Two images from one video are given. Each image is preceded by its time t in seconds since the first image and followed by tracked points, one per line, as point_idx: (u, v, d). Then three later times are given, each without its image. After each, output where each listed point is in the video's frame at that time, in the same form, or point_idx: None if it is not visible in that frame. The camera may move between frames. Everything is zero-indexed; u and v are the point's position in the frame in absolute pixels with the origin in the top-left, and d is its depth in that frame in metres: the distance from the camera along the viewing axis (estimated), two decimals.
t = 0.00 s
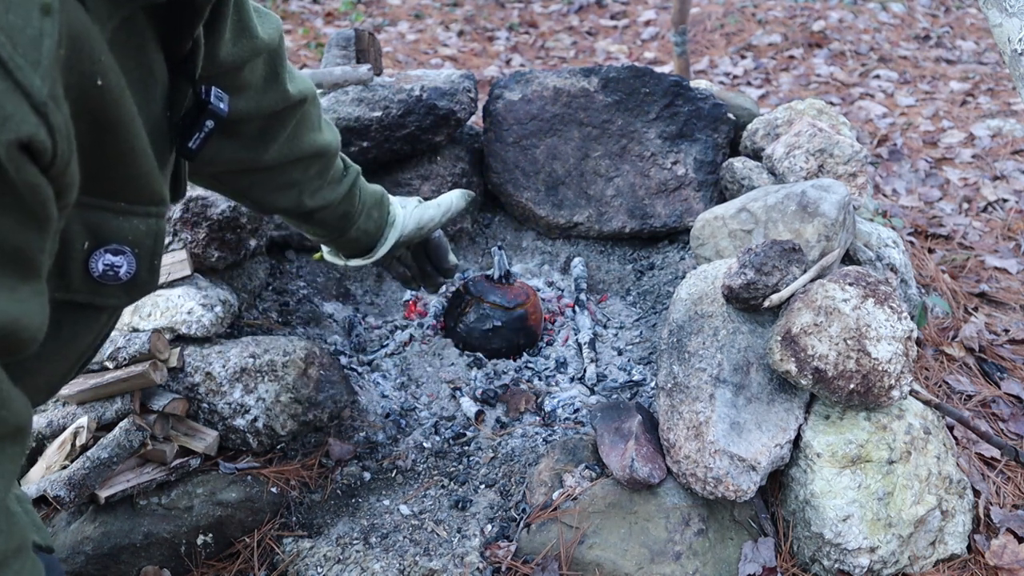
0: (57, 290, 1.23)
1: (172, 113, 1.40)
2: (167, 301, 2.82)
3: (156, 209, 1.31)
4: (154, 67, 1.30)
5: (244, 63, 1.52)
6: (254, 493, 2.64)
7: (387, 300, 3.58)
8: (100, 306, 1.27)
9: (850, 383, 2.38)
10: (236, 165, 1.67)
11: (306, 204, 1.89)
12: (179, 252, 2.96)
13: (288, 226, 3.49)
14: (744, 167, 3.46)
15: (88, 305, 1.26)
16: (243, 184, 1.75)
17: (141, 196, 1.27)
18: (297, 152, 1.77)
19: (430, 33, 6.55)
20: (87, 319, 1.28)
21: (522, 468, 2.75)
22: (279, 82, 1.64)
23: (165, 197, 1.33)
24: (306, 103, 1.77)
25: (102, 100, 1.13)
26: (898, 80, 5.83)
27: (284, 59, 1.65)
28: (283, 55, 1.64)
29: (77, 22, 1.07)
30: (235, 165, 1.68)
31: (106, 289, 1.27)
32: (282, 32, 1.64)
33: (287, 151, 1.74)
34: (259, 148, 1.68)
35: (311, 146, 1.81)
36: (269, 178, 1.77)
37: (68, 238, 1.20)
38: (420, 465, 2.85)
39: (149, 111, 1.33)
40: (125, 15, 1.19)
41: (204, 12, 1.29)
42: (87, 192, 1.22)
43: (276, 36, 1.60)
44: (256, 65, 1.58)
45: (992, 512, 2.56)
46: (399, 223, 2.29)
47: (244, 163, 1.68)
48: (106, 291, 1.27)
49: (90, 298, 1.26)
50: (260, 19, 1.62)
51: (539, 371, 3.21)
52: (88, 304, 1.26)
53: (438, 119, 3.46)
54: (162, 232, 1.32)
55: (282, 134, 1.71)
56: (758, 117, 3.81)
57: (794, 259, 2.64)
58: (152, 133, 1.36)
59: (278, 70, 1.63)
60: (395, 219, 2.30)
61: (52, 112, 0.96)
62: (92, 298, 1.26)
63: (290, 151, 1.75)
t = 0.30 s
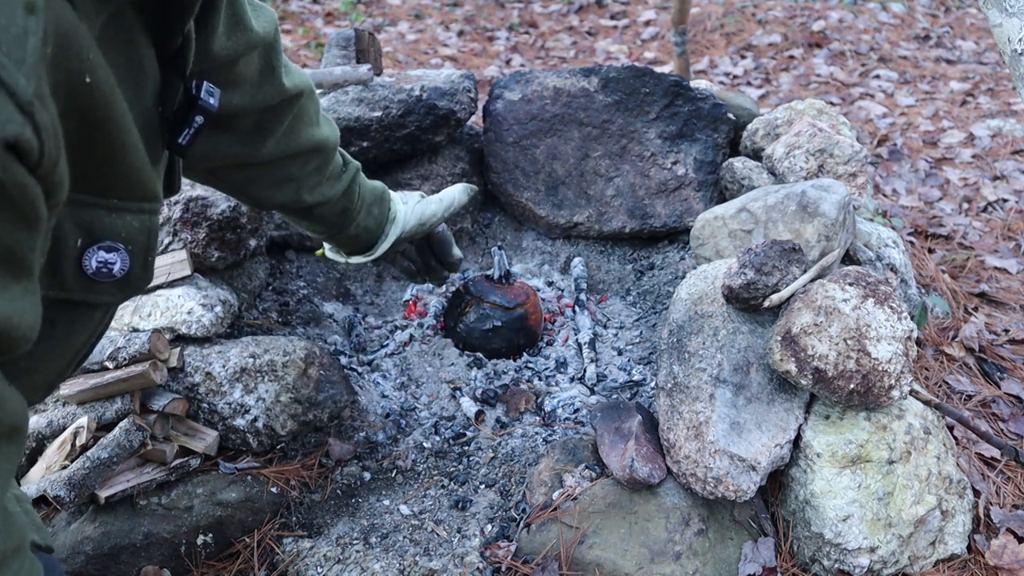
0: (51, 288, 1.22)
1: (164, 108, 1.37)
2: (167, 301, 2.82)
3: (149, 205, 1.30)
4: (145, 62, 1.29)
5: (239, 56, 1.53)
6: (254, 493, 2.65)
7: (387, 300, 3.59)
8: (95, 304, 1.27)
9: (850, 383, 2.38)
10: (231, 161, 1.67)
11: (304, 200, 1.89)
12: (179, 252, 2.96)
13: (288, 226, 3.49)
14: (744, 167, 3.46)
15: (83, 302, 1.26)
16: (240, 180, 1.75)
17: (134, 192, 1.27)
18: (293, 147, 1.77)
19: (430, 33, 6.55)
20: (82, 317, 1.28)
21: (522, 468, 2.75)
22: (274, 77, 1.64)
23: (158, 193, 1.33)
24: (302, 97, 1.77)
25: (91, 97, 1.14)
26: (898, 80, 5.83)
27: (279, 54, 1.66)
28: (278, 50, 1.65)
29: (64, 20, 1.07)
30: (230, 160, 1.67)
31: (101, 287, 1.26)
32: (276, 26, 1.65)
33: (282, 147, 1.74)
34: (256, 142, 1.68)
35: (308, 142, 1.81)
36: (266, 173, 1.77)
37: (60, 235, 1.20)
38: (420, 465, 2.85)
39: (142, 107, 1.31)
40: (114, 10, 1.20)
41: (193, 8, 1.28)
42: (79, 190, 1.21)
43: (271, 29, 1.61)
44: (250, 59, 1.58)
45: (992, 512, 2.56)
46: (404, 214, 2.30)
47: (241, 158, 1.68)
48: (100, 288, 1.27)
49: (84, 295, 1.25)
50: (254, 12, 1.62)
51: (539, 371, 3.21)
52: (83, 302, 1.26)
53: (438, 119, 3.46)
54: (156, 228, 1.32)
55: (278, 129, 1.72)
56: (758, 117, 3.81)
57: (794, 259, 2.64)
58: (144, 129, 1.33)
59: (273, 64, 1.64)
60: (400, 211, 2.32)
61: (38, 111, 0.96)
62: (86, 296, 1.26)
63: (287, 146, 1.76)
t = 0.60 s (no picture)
0: (39, 282, 1.22)
1: (148, 93, 1.37)
2: (167, 301, 2.82)
3: (135, 193, 1.31)
4: (128, 48, 1.29)
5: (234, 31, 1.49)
6: (254, 493, 2.64)
7: (387, 300, 3.59)
8: (85, 296, 1.27)
9: (850, 383, 2.38)
10: (234, 134, 1.68)
11: (309, 169, 1.92)
12: (179, 252, 2.96)
13: (288, 226, 3.49)
14: (744, 167, 3.46)
15: (72, 295, 1.26)
16: (244, 153, 1.77)
17: (119, 181, 1.27)
18: (295, 118, 1.79)
19: (430, 33, 6.55)
20: (72, 310, 1.28)
21: (522, 468, 2.75)
22: (272, 50, 1.61)
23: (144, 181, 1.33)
24: (305, 68, 1.76)
25: (69, 89, 1.14)
26: (898, 80, 5.83)
27: (277, 24, 1.62)
28: (274, 23, 1.61)
29: (37, 13, 1.07)
30: (231, 134, 1.69)
31: (89, 278, 1.26)
32: None
33: (284, 119, 1.75)
34: (258, 115, 1.69)
35: (311, 112, 1.82)
36: (269, 146, 1.79)
37: (47, 229, 1.20)
38: (420, 465, 2.85)
39: (125, 95, 1.31)
40: None
41: None
42: (63, 181, 1.21)
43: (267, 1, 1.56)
44: (246, 32, 1.55)
45: (992, 512, 2.56)
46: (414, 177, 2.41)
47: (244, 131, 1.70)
48: (89, 280, 1.27)
49: (73, 288, 1.26)
50: None
51: (539, 371, 3.21)
52: (72, 294, 1.26)
53: (438, 119, 3.46)
54: (143, 218, 1.32)
55: (280, 102, 1.72)
56: (758, 117, 3.81)
57: (794, 260, 2.64)
58: (128, 116, 1.33)
59: (270, 37, 1.61)
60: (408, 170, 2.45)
61: (9, 108, 0.97)
62: (76, 288, 1.26)
63: (289, 117, 1.77)
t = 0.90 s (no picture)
0: (22, 286, 1.23)
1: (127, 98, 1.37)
2: (167, 301, 2.83)
3: (117, 197, 1.30)
4: (105, 51, 1.28)
5: (221, 32, 1.49)
6: (255, 493, 2.64)
7: (387, 300, 3.60)
8: (69, 300, 1.27)
9: (850, 383, 2.37)
10: (226, 137, 1.68)
11: (303, 173, 1.92)
12: (179, 252, 2.96)
13: (288, 226, 3.49)
14: (744, 167, 3.46)
15: (56, 299, 1.26)
16: (238, 157, 1.77)
17: (99, 185, 1.26)
18: (287, 121, 1.78)
19: (430, 33, 6.55)
20: (56, 313, 1.28)
21: (522, 468, 2.75)
22: (261, 53, 1.60)
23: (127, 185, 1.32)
24: (297, 70, 1.76)
25: (43, 93, 1.13)
26: (898, 80, 5.83)
27: (267, 26, 1.62)
28: (264, 24, 1.60)
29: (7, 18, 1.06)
30: (222, 137, 1.68)
31: (72, 282, 1.27)
32: None
33: (275, 122, 1.75)
34: (249, 118, 1.69)
35: (304, 115, 1.82)
36: (261, 149, 1.79)
37: (27, 233, 1.20)
38: (420, 465, 2.84)
39: (102, 98, 1.30)
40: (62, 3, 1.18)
41: None
42: (41, 185, 1.21)
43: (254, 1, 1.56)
44: (235, 33, 1.55)
45: (992, 512, 2.56)
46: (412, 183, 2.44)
47: (235, 134, 1.70)
48: (72, 284, 1.27)
49: (56, 292, 1.26)
50: None
51: (539, 371, 3.21)
52: (55, 299, 1.27)
53: (438, 119, 3.45)
54: (125, 221, 1.32)
55: (270, 104, 1.71)
56: (758, 117, 3.81)
57: (794, 259, 2.64)
58: (108, 120, 1.33)
59: (260, 39, 1.60)
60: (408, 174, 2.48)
61: None
62: (59, 292, 1.26)
63: (281, 120, 1.77)
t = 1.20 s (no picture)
0: (16, 287, 1.23)
1: (122, 100, 1.36)
2: (167, 301, 2.83)
3: (112, 199, 1.30)
4: (97, 53, 1.28)
5: (219, 39, 1.49)
6: (255, 493, 2.64)
7: (387, 300, 3.60)
8: (65, 302, 1.27)
9: (850, 383, 2.37)
10: (223, 145, 1.69)
11: (302, 184, 1.93)
12: (179, 251, 2.96)
13: (289, 226, 3.49)
14: (744, 167, 3.46)
15: (52, 300, 1.26)
16: (236, 167, 1.77)
17: (93, 188, 1.27)
18: (285, 131, 1.79)
19: (430, 32, 6.55)
20: (52, 314, 1.28)
21: (522, 468, 2.75)
22: (259, 61, 1.60)
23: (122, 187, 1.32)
24: (297, 79, 1.77)
25: (35, 94, 1.13)
26: (898, 80, 5.83)
27: (266, 34, 1.62)
28: (263, 32, 1.60)
29: None
30: (219, 146, 1.69)
31: (67, 284, 1.26)
32: (262, 7, 1.59)
33: (273, 131, 1.75)
34: (247, 127, 1.69)
35: (304, 126, 1.82)
36: (259, 158, 1.79)
37: (22, 235, 1.20)
38: (420, 465, 2.84)
39: (95, 100, 1.30)
40: (54, 4, 1.18)
41: None
42: (35, 188, 1.21)
43: (253, 8, 1.56)
44: (234, 41, 1.55)
45: (992, 512, 2.56)
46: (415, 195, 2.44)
47: (233, 144, 1.70)
48: (67, 285, 1.27)
49: (52, 293, 1.25)
50: None
51: (539, 371, 3.21)
52: (51, 301, 1.26)
53: (438, 119, 3.45)
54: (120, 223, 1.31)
55: (268, 114, 1.71)
56: (758, 117, 3.81)
57: (794, 259, 2.64)
58: (101, 122, 1.32)
59: (259, 48, 1.60)
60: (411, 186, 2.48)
61: None
62: (53, 294, 1.26)
63: (279, 130, 1.77)
